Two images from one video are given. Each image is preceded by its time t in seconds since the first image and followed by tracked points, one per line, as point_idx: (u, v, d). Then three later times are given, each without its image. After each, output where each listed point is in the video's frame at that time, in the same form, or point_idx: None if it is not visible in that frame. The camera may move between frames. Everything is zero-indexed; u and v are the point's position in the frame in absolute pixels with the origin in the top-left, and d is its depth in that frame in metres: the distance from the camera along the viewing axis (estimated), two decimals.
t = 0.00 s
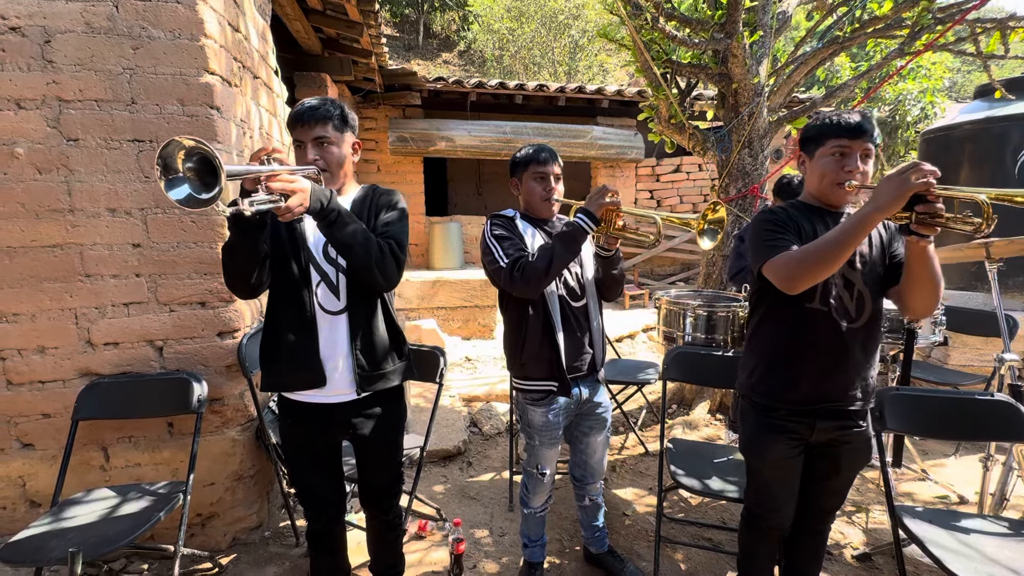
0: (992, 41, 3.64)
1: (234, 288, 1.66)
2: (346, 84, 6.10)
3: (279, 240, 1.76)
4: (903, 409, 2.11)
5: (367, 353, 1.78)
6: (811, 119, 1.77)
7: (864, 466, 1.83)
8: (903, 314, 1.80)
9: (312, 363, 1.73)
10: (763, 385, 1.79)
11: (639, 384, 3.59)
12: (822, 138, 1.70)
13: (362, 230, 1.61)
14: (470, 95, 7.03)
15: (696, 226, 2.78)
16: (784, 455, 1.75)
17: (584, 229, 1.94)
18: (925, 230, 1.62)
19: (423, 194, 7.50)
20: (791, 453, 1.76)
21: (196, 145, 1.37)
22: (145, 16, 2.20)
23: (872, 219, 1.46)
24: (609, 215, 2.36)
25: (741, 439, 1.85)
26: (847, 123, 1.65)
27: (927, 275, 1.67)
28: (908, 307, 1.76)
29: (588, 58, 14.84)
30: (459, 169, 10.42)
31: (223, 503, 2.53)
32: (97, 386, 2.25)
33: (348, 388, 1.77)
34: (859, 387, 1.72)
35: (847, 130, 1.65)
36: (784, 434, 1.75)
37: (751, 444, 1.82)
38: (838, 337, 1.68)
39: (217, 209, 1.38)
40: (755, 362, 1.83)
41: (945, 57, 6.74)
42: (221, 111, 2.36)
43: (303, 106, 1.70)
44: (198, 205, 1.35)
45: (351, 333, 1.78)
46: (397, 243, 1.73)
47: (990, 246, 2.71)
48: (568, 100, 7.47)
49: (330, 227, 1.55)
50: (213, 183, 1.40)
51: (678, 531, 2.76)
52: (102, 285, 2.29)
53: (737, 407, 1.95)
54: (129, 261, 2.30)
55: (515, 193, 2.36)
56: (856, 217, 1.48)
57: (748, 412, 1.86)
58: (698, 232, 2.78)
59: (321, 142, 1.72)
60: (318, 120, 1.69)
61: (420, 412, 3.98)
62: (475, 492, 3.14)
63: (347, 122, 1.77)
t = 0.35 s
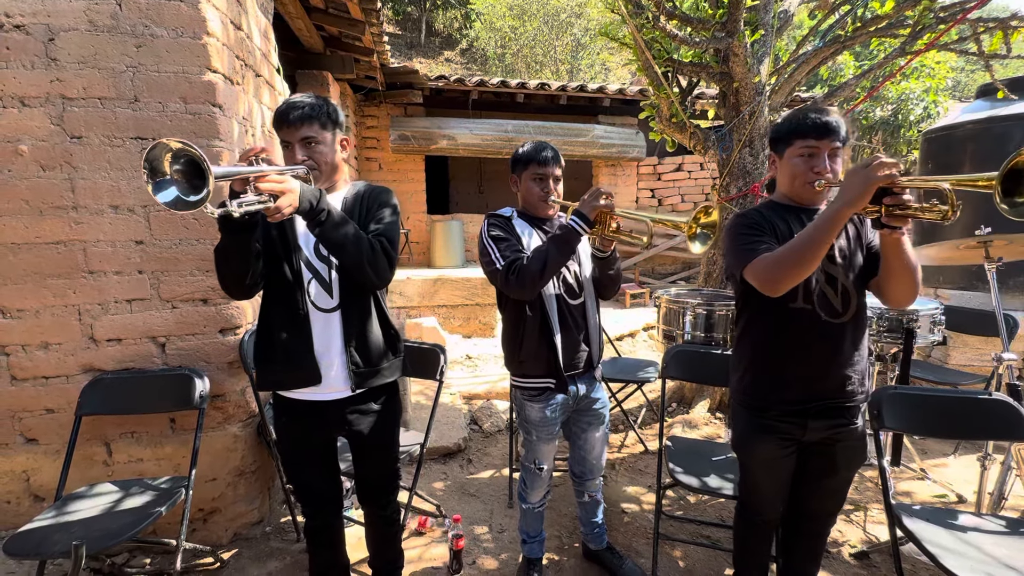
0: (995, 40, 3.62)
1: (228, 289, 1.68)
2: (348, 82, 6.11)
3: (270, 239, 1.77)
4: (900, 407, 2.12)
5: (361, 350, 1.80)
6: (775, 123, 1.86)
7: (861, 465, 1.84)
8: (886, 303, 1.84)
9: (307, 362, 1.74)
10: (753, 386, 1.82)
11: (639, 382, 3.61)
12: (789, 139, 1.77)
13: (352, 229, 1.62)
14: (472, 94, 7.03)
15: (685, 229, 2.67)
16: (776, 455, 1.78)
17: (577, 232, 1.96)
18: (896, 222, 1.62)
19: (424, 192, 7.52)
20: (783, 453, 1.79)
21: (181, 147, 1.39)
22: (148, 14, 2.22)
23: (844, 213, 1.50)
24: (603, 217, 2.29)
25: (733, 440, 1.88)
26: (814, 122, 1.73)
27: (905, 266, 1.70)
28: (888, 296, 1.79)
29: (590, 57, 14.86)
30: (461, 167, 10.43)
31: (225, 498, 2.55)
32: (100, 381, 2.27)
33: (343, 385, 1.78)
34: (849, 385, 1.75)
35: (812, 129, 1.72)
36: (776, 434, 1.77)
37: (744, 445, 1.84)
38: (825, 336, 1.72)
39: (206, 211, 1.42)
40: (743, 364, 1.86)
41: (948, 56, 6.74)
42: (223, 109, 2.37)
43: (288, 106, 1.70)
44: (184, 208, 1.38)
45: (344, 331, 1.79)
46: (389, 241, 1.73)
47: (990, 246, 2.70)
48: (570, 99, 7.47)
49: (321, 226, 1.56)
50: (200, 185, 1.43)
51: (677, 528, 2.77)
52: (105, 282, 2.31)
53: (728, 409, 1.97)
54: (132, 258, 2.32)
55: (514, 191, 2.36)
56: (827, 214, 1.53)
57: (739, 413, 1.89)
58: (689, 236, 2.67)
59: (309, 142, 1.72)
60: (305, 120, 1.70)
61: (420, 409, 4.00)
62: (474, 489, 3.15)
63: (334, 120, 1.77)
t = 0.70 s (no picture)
0: (997, 39, 3.60)
1: (217, 287, 1.67)
2: (348, 79, 6.10)
3: (257, 238, 1.76)
4: (898, 405, 2.12)
5: (350, 349, 1.79)
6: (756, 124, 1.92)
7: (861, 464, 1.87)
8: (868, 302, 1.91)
9: (296, 360, 1.74)
10: (742, 389, 1.90)
11: (638, 380, 3.61)
12: (770, 140, 1.83)
13: (339, 227, 1.62)
14: (472, 91, 7.02)
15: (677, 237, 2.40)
16: (767, 453, 1.86)
17: (571, 233, 1.96)
18: (876, 220, 1.72)
19: (425, 190, 7.53)
20: (775, 451, 1.87)
21: (156, 149, 1.38)
22: (148, 11, 2.22)
23: (825, 212, 1.56)
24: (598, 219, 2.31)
25: (726, 442, 1.96)
26: (792, 124, 1.79)
27: (884, 264, 1.80)
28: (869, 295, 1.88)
29: (592, 55, 14.87)
30: (462, 165, 10.43)
31: (224, 494, 2.56)
32: (100, 377, 2.28)
33: (333, 383, 1.78)
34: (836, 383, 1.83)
35: (792, 130, 1.78)
36: (767, 434, 1.85)
37: (737, 446, 1.92)
38: (810, 337, 1.80)
39: (184, 213, 1.40)
40: (731, 368, 1.94)
41: (950, 55, 6.71)
42: (223, 106, 2.37)
43: (275, 103, 1.70)
44: (160, 210, 1.37)
45: (334, 330, 1.79)
46: (377, 239, 1.73)
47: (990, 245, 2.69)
48: (571, 97, 7.45)
49: (307, 224, 1.55)
50: (177, 187, 1.42)
51: (675, 526, 2.78)
52: (105, 278, 2.32)
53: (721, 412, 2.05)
54: (132, 254, 2.33)
55: (512, 188, 2.37)
56: (808, 213, 1.59)
57: (730, 415, 1.96)
58: (680, 243, 2.39)
59: (296, 140, 1.71)
60: (291, 118, 1.69)
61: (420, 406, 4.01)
62: (474, 486, 3.16)
63: (320, 116, 1.76)
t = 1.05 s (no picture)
0: (999, 38, 3.59)
1: (207, 284, 1.66)
2: (349, 77, 6.09)
3: (249, 236, 1.75)
4: (899, 405, 2.12)
5: (343, 348, 1.78)
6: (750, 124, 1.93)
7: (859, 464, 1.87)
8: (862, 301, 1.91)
9: (288, 359, 1.74)
10: (739, 391, 1.91)
11: (638, 379, 3.61)
12: (765, 140, 1.83)
13: (332, 226, 1.60)
14: (473, 89, 7.00)
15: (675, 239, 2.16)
16: (765, 453, 1.88)
17: (569, 233, 1.95)
18: (873, 218, 1.69)
19: (425, 188, 7.52)
20: (773, 452, 1.88)
21: (154, 155, 1.37)
22: (148, 6, 2.21)
23: (822, 209, 1.56)
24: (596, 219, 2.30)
25: (725, 442, 1.97)
26: (786, 124, 1.79)
27: (880, 264, 1.79)
28: (865, 295, 1.88)
29: (592, 53, 14.86)
30: (462, 163, 10.41)
31: (224, 491, 2.56)
32: (99, 374, 2.28)
33: (325, 381, 1.77)
34: (832, 383, 1.84)
35: (787, 131, 1.79)
36: (765, 435, 1.86)
37: (735, 447, 1.94)
38: (805, 337, 1.82)
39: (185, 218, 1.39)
40: (728, 370, 1.95)
41: (951, 54, 6.70)
42: (224, 102, 2.36)
43: (264, 97, 1.68)
44: (164, 216, 1.36)
45: (327, 329, 1.78)
46: (370, 237, 1.73)
47: (992, 244, 2.67)
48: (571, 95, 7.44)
49: (299, 223, 1.54)
50: (176, 192, 1.41)
51: (675, 525, 2.78)
52: (105, 275, 2.31)
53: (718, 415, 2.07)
54: (132, 251, 2.32)
55: (511, 186, 2.36)
56: (804, 211, 1.59)
57: (728, 416, 1.97)
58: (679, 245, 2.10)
59: (285, 134, 1.69)
60: (281, 113, 1.67)
61: (420, 404, 4.00)
62: (473, 484, 3.16)
63: (310, 111, 1.75)
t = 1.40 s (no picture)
0: (1006, 39, 3.57)
1: (207, 284, 1.63)
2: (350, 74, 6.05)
3: (249, 236, 1.73)
4: (907, 408, 2.10)
5: (343, 350, 1.75)
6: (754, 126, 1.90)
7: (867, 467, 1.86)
8: (868, 304, 1.86)
9: (289, 358, 1.72)
10: (745, 394, 1.89)
11: (641, 379, 3.59)
12: (769, 142, 1.81)
13: (333, 227, 1.58)
14: (475, 87, 6.97)
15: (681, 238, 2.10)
16: (772, 456, 1.86)
17: (574, 233, 1.93)
18: (877, 218, 1.65)
19: (426, 186, 7.48)
20: (780, 455, 1.86)
21: (150, 151, 1.35)
22: None
23: (826, 211, 1.52)
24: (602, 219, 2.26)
25: (731, 444, 1.95)
26: (791, 125, 1.77)
27: (886, 266, 1.74)
28: (871, 298, 1.83)
29: (593, 52, 14.83)
30: (462, 162, 10.38)
31: (225, 491, 2.54)
32: (99, 373, 2.25)
33: (325, 382, 1.75)
34: (840, 385, 1.82)
35: (791, 132, 1.76)
36: (773, 438, 1.84)
37: (742, 449, 1.92)
38: (813, 339, 1.79)
39: (183, 216, 1.37)
40: (734, 372, 1.93)
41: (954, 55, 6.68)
42: (226, 98, 2.33)
43: (264, 94, 1.65)
44: (161, 214, 1.34)
45: (327, 330, 1.75)
46: (372, 238, 1.70)
47: (1000, 246, 2.65)
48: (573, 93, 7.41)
49: (299, 224, 1.51)
50: (173, 190, 1.39)
51: (678, 526, 2.76)
52: (105, 272, 2.28)
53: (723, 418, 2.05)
54: (132, 248, 2.29)
55: (516, 185, 2.33)
56: (809, 212, 1.55)
57: (734, 419, 1.95)
58: (684, 245, 2.05)
59: (286, 133, 1.67)
60: (281, 110, 1.64)
61: (421, 404, 3.98)
62: (476, 484, 3.14)
63: (312, 110, 1.72)
